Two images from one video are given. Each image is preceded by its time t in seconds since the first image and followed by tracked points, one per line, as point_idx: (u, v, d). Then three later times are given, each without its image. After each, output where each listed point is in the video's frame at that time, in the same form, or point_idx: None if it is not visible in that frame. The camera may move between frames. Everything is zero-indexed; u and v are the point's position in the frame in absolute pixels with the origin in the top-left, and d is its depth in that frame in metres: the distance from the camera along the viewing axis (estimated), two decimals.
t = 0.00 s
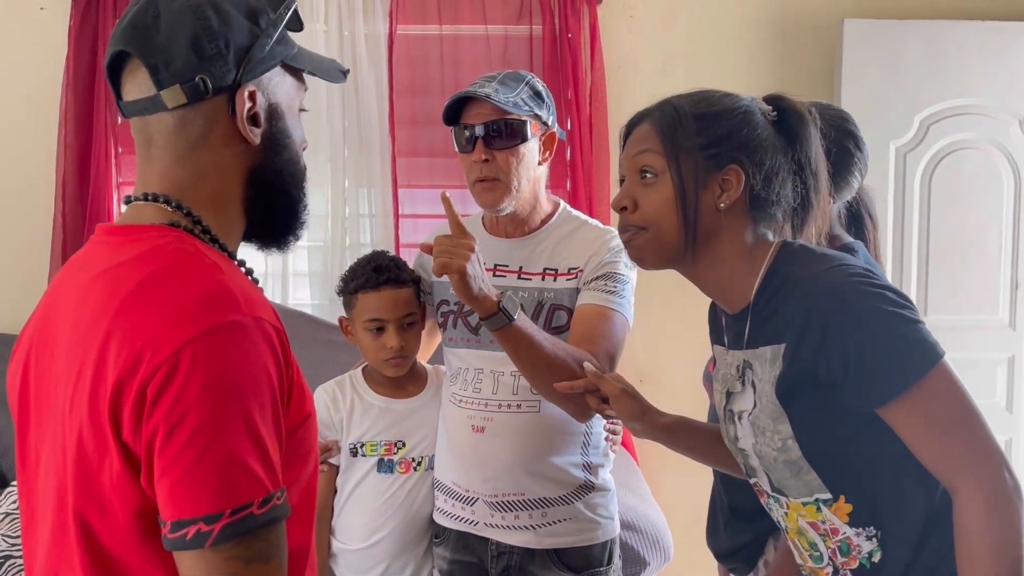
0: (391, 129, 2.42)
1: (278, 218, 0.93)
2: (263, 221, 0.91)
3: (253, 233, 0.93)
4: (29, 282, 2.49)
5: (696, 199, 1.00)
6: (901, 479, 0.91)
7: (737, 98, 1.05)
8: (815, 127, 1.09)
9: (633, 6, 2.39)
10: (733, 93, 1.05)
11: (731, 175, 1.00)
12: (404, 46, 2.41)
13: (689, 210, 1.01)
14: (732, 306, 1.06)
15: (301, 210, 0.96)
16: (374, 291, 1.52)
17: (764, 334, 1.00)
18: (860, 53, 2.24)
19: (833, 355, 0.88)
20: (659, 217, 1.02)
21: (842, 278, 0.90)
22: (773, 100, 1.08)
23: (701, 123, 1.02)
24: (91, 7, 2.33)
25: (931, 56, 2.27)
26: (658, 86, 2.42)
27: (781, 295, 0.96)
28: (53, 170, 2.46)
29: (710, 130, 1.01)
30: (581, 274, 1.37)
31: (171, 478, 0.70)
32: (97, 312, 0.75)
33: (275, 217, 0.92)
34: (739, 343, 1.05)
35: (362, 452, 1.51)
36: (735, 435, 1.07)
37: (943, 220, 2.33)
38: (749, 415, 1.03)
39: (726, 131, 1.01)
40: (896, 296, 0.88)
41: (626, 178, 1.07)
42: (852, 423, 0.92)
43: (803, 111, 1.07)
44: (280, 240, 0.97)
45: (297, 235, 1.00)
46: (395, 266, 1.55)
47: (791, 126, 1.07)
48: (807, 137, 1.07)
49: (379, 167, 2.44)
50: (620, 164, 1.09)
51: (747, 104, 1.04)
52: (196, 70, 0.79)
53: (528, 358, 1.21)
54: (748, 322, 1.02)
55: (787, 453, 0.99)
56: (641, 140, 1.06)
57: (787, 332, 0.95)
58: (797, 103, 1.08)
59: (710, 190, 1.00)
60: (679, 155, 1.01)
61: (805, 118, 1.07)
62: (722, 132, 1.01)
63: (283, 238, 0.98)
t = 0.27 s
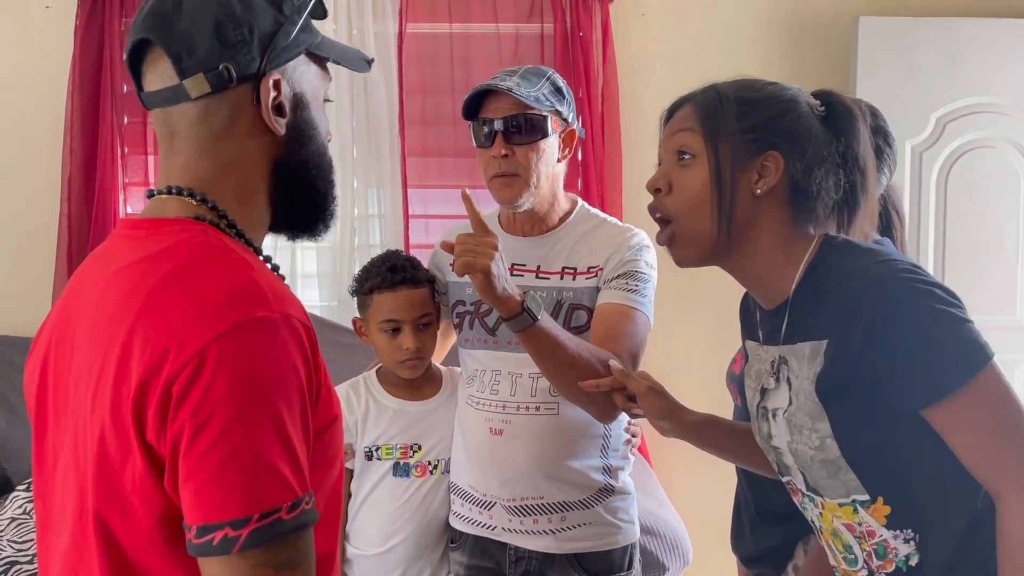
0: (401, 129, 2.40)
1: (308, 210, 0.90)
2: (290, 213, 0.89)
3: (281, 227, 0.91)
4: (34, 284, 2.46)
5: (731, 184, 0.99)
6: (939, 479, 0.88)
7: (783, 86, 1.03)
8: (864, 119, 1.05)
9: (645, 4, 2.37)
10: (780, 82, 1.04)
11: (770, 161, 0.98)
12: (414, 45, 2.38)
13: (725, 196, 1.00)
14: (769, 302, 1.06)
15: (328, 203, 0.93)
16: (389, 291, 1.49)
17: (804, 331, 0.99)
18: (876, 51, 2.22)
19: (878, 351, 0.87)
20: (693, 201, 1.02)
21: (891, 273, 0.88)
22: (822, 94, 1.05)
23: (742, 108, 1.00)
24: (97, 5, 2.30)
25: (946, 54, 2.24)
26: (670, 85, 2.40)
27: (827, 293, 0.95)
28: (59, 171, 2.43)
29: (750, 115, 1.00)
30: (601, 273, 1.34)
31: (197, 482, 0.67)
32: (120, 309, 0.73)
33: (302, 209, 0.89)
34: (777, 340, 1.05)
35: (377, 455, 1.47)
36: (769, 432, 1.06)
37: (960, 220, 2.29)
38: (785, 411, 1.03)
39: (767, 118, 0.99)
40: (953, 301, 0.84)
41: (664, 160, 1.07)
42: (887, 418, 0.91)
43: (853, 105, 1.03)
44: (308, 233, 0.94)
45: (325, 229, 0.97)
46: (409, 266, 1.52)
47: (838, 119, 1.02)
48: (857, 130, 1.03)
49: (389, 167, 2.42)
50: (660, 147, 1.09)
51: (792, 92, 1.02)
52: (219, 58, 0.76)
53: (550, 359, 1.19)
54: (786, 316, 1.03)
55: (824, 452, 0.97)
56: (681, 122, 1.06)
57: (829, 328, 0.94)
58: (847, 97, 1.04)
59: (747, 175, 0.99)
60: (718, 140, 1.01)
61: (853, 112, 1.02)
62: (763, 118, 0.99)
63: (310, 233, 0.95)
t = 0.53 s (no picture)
0: (409, 133, 2.37)
1: (329, 217, 0.86)
2: (311, 222, 0.85)
3: (300, 237, 0.87)
4: (38, 292, 2.44)
5: (768, 181, 0.97)
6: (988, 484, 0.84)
7: (811, 80, 1.00)
8: (899, 113, 1.01)
9: (656, 7, 2.34)
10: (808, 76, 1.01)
11: (806, 154, 0.95)
12: (422, 49, 2.36)
13: (761, 190, 0.97)
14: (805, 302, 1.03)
15: (348, 209, 0.89)
16: (401, 299, 1.46)
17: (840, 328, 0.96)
18: (891, 53, 2.18)
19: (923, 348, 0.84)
20: (730, 201, 1.00)
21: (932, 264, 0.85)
22: (848, 87, 1.02)
23: (772, 104, 0.98)
24: (103, 10, 2.28)
25: (963, 55, 2.20)
26: (682, 88, 2.37)
27: (861, 287, 0.93)
28: (64, 177, 2.41)
29: (781, 110, 0.97)
30: (620, 281, 1.31)
31: (208, 508, 0.64)
32: (128, 324, 0.69)
33: (323, 217, 0.86)
34: (816, 340, 1.01)
35: (389, 468, 1.44)
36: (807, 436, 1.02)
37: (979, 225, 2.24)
38: (824, 414, 0.99)
39: (798, 111, 0.96)
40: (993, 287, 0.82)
41: (697, 163, 1.06)
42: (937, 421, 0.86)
43: (884, 96, 0.99)
44: (327, 243, 0.90)
45: (347, 238, 0.93)
46: (421, 273, 1.49)
47: (870, 110, 0.99)
48: (891, 121, 0.99)
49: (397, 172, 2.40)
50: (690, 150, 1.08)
51: (823, 87, 0.99)
52: (237, 59, 0.73)
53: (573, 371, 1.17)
54: (827, 316, 0.99)
55: (866, 454, 0.93)
56: (712, 123, 1.04)
57: (869, 325, 0.92)
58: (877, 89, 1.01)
59: (783, 170, 0.96)
60: (750, 136, 0.98)
61: (886, 103, 0.98)
62: (796, 112, 0.96)
63: (332, 241, 0.91)
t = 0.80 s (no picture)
0: (412, 142, 2.32)
1: (314, 249, 0.82)
2: (295, 254, 0.81)
3: (283, 267, 0.83)
4: (37, 305, 2.40)
5: (835, 182, 0.80)
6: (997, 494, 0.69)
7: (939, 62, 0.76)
8: None
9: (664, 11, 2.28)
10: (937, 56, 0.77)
11: (891, 164, 0.76)
12: (425, 56, 2.31)
13: (826, 192, 0.81)
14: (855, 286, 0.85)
15: (332, 244, 0.85)
16: (401, 316, 1.41)
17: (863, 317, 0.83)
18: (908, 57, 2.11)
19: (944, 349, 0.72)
20: (792, 189, 0.85)
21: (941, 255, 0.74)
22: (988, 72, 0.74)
23: (874, 91, 0.77)
24: (101, 20, 2.25)
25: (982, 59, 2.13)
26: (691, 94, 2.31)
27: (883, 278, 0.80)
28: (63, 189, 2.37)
29: (885, 101, 0.76)
30: (631, 302, 1.25)
31: (176, 558, 0.60)
32: (99, 357, 0.66)
33: (308, 250, 0.81)
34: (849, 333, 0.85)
35: (386, 491, 1.39)
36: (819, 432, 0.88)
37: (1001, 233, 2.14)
38: (841, 410, 0.84)
39: (906, 109, 0.75)
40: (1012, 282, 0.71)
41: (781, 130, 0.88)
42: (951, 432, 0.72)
43: None
44: (308, 274, 0.86)
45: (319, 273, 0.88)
46: (422, 289, 1.45)
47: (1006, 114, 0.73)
48: None
49: (400, 182, 2.36)
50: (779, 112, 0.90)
51: (954, 74, 0.74)
52: (250, 85, 0.68)
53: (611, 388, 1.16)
54: (863, 306, 0.83)
55: (873, 454, 0.80)
56: (807, 91, 0.84)
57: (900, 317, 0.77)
58: None
59: (854, 176, 0.78)
60: (839, 130, 0.79)
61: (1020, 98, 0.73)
62: (902, 107, 0.75)
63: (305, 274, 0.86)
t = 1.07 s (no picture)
0: (404, 149, 2.27)
1: (278, 262, 0.77)
2: (257, 271, 0.76)
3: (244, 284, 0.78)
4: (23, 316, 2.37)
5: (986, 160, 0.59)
6: None
7: None
8: None
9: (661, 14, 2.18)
10: None
11: None
12: (417, 61, 2.26)
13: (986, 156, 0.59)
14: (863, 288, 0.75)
15: (299, 258, 0.80)
16: (379, 332, 1.35)
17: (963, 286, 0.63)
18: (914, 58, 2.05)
19: None
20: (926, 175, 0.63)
21: None
22: None
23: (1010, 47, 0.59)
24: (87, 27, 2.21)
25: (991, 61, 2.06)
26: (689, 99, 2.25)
27: (994, 247, 0.61)
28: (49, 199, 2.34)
29: (1000, 48, 0.60)
30: (633, 321, 1.20)
31: None
32: (42, 381, 0.59)
33: (270, 265, 0.76)
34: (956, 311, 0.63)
35: (367, 514, 1.32)
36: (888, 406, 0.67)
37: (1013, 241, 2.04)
38: (930, 390, 0.63)
39: None
40: None
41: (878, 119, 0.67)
42: None
43: None
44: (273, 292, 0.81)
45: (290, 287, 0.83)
46: (402, 303, 1.38)
47: None
48: None
49: (392, 190, 2.31)
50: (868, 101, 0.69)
51: None
52: (181, 88, 0.64)
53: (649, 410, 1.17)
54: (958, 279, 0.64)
55: (961, 445, 0.60)
56: (908, 66, 0.65)
57: None
58: None
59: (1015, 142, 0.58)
60: (965, 83, 0.60)
61: None
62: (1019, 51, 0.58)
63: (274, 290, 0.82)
